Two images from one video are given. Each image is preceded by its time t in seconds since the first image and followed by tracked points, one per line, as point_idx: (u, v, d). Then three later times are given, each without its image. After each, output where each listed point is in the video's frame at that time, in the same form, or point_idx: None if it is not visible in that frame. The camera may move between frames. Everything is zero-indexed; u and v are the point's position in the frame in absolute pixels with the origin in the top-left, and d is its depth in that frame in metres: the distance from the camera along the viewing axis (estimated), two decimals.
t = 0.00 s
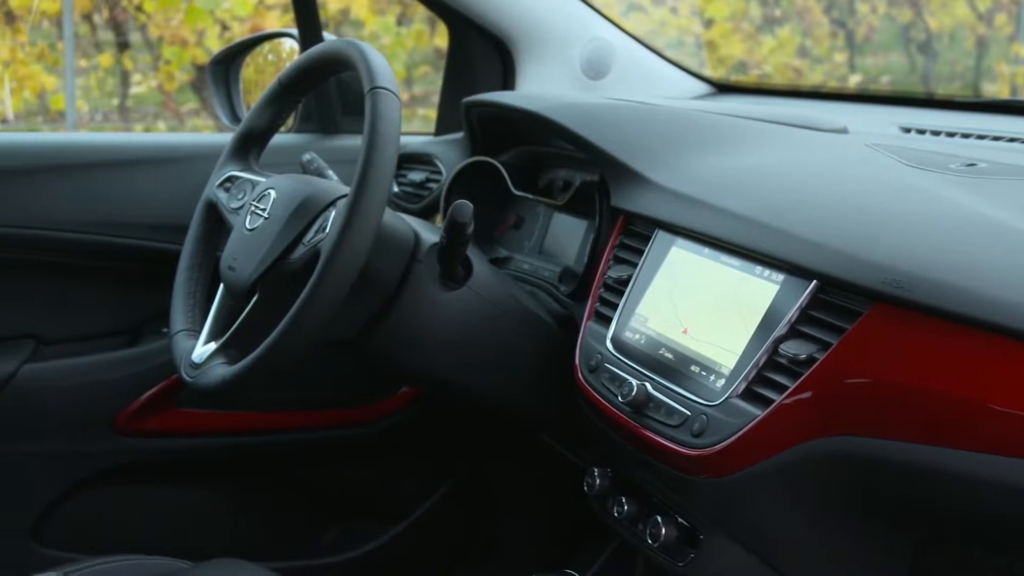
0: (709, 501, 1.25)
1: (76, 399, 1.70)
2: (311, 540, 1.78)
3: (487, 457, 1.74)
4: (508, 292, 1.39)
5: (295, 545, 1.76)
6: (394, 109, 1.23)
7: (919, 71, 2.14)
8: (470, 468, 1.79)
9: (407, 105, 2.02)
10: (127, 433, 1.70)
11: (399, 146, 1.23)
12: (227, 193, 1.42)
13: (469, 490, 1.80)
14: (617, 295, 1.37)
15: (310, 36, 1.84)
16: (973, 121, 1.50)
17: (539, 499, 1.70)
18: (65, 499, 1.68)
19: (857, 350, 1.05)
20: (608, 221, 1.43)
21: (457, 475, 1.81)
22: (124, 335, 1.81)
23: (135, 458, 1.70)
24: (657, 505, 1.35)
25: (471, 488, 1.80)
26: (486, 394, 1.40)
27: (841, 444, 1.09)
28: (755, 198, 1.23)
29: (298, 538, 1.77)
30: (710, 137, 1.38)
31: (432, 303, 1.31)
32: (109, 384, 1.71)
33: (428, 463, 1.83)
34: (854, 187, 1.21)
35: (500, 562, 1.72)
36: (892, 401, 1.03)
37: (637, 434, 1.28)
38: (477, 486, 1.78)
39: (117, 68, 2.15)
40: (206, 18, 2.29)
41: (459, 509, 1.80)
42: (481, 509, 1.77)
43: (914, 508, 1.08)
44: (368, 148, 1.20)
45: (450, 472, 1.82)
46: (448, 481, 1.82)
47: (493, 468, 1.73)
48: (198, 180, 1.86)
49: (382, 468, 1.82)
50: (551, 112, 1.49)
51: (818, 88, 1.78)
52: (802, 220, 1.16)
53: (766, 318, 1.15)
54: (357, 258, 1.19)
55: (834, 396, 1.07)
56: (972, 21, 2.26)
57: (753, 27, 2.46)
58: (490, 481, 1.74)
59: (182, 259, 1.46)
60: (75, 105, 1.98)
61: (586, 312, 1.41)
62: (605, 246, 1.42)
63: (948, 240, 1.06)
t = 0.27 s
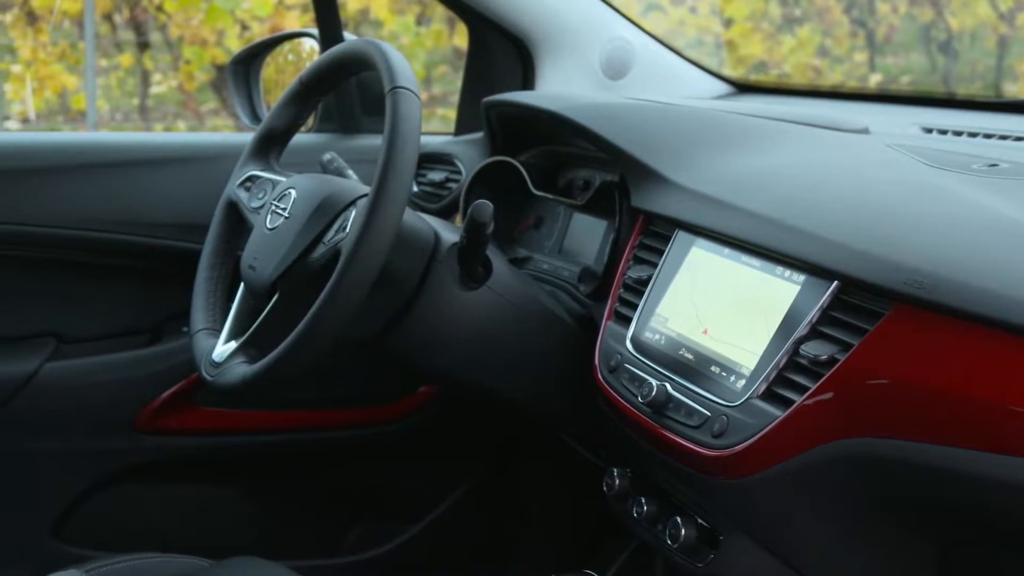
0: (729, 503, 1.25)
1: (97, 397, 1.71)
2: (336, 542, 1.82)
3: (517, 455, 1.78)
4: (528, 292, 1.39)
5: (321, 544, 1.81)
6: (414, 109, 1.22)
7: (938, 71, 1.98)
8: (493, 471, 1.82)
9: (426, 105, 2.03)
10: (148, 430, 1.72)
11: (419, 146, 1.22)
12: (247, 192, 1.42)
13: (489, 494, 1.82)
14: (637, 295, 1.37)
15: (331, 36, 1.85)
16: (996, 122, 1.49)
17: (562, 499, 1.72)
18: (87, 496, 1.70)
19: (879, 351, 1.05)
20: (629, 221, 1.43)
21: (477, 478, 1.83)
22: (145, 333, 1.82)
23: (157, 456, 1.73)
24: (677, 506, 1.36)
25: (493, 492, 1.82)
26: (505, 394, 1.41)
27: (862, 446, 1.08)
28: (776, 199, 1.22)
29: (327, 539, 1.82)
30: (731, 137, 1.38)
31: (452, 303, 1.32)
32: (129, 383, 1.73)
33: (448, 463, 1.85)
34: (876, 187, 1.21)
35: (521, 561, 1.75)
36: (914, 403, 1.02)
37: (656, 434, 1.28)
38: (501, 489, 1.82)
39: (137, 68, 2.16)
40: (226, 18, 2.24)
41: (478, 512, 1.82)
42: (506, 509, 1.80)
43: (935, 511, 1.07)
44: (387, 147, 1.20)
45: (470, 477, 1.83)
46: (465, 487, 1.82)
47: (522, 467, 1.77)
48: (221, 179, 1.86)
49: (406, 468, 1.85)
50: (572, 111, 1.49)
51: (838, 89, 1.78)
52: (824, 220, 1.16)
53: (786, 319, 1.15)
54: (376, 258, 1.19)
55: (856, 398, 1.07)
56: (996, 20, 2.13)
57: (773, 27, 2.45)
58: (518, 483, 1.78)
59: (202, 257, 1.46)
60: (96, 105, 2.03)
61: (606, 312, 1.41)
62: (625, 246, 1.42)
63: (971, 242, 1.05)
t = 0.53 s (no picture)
0: (745, 504, 1.25)
1: (114, 395, 1.72)
2: (350, 540, 1.83)
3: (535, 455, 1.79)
4: (545, 293, 1.39)
5: (336, 543, 1.83)
6: (432, 108, 1.21)
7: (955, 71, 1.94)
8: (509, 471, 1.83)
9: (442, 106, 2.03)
10: (164, 429, 1.73)
11: (437, 146, 1.22)
12: (265, 191, 1.43)
13: (502, 494, 1.84)
14: (654, 295, 1.36)
15: (349, 37, 1.86)
16: (1015, 122, 1.49)
17: (576, 499, 1.72)
18: (105, 494, 1.71)
19: (898, 352, 1.04)
20: (646, 221, 1.42)
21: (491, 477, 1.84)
22: (163, 332, 1.83)
23: (173, 454, 1.74)
24: (694, 506, 1.36)
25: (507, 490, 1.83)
26: (521, 394, 1.41)
27: (880, 447, 1.07)
28: (795, 199, 1.22)
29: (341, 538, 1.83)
30: (749, 138, 1.37)
31: (470, 302, 1.32)
32: (147, 381, 1.74)
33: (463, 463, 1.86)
34: (895, 187, 1.20)
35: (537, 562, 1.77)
36: (934, 404, 1.02)
37: (673, 434, 1.27)
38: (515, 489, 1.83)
39: (154, 67, 2.20)
40: (244, 18, 2.29)
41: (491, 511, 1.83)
42: (523, 509, 1.81)
43: (953, 513, 1.07)
44: (405, 147, 1.20)
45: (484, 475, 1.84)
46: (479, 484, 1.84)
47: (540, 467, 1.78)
48: (239, 178, 1.88)
49: (421, 468, 1.85)
50: (589, 112, 1.49)
51: (855, 89, 1.77)
52: (843, 220, 1.15)
53: (804, 320, 1.14)
54: (394, 257, 1.19)
55: (875, 398, 1.06)
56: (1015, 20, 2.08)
57: (789, 27, 2.44)
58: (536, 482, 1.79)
59: (221, 256, 1.47)
60: (115, 104, 2.01)
61: (622, 312, 1.41)
62: (642, 246, 1.42)
63: (991, 242, 1.04)
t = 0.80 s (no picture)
0: (759, 506, 1.24)
1: (128, 394, 1.73)
2: (362, 540, 1.83)
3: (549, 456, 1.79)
4: (558, 293, 1.39)
5: (348, 543, 1.83)
6: (445, 108, 1.21)
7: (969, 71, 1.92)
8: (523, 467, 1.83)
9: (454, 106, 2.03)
10: (177, 428, 1.73)
11: (451, 145, 1.21)
12: (279, 191, 1.43)
13: (514, 492, 1.83)
14: (667, 296, 1.36)
15: (363, 37, 1.87)
16: None
17: (588, 500, 1.73)
18: (117, 492, 1.72)
19: (913, 353, 1.03)
20: (660, 221, 1.42)
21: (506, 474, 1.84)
22: (177, 331, 1.84)
23: (186, 453, 1.74)
24: (707, 506, 1.36)
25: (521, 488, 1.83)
26: (534, 394, 1.41)
27: (895, 448, 1.07)
28: (809, 199, 1.21)
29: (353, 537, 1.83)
30: (763, 138, 1.37)
31: (483, 302, 1.32)
32: (159, 380, 1.74)
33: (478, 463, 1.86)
34: (909, 187, 1.19)
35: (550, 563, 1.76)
36: (950, 404, 1.01)
37: (685, 434, 1.27)
38: (528, 488, 1.83)
39: (168, 67, 2.21)
40: (256, 18, 2.30)
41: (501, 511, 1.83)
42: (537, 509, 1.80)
43: (968, 514, 1.06)
44: (418, 146, 1.19)
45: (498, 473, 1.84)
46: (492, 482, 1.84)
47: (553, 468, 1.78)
48: (252, 177, 1.88)
49: (433, 469, 1.86)
50: (603, 111, 1.49)
51: (869, 89, 1.77)
52: (857, 220, 1.14)
53: (818, 320, 1.13)
54: (408, 257, 1.18)
55: (889, 399, 1.05)
56: None
57: (803, 27, 2.47)
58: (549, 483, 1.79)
59: (235, 256, 1.48)
60: (128, 105, 2.02)
61: (636, 313, 1.41)
62: (655, 246, 1.42)
63: (1006, 242, 1.03)
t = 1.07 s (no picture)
0: (771, 507, 1.24)
1: (140, 393, 1.73)
2: (373, 540, 1.84)
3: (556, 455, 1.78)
4: (568, 293, 1.39)
5: (358, 543, 1.83)
6: (457, 108, 1.21)
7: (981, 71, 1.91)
8: (534, 469, 1.84)
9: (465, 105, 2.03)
10: (188, 427, 1.74)
11: (462, 145, 1.21)
12: (291, 190, 1.44)
13: (524, 493, 1.85)
14: (678, 295, 1.36)
15: (374, 37, 1.87)
16: None
17: (596, 499, 1.73)
18: (127, 491, 1.72)
19: (925, 352, 1.03)
20: (671, 221, 1.42)
21: (517, 474, 1.84)
22: (189, 330, 1.84)
23: (197, 452, 1.74)
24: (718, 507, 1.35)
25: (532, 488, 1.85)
26: (544, 394, 1.41)
27: (908, 449, 1.06)
28: (821, 199, 1.21)
29: (363, 538, 1.84)
30: (774, 138, 1.37)
31: (494, 302, 1.32)
32: (170, 379, 1.75)
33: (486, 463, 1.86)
34: (921, 186, 1.19)
35: (559, 562, 1.76)
36: (962, 406, 1.00)
37: (697, 434, 1.27)
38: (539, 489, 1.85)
39: (180, 67, 2.21)
40: (268, 18, 2.29)
41: (512, 512, 1.85)
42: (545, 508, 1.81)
43: (980, 515, 1.06)
44: (430, 146, 1.19)
45: (507, 474, 1.84)
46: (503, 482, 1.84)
47: (560, 467, 1.77)
48: (263, 177, 1.88)
49: (443, 468, 1.87)
50: (614, 111, 1.49)
51: (880, 89, 1.77)
52: (870, 220, 1.14)
53: (830, 321, 1.13)
54: (419, 257, 1.18)
55: (901, 400, 1.05)
56: None
57: (814, 27, 2.47)
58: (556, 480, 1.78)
59: (246, 255, 1.48)
60: (139, 104, 2.08)
61: (647, 312, 1.41)
62: (667, 246, 1.42)
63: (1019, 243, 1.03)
